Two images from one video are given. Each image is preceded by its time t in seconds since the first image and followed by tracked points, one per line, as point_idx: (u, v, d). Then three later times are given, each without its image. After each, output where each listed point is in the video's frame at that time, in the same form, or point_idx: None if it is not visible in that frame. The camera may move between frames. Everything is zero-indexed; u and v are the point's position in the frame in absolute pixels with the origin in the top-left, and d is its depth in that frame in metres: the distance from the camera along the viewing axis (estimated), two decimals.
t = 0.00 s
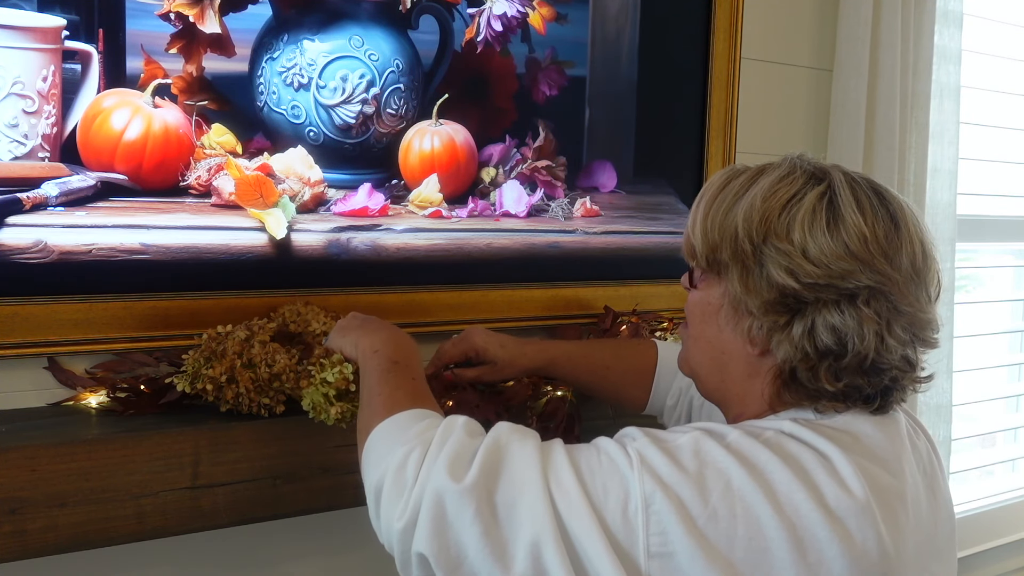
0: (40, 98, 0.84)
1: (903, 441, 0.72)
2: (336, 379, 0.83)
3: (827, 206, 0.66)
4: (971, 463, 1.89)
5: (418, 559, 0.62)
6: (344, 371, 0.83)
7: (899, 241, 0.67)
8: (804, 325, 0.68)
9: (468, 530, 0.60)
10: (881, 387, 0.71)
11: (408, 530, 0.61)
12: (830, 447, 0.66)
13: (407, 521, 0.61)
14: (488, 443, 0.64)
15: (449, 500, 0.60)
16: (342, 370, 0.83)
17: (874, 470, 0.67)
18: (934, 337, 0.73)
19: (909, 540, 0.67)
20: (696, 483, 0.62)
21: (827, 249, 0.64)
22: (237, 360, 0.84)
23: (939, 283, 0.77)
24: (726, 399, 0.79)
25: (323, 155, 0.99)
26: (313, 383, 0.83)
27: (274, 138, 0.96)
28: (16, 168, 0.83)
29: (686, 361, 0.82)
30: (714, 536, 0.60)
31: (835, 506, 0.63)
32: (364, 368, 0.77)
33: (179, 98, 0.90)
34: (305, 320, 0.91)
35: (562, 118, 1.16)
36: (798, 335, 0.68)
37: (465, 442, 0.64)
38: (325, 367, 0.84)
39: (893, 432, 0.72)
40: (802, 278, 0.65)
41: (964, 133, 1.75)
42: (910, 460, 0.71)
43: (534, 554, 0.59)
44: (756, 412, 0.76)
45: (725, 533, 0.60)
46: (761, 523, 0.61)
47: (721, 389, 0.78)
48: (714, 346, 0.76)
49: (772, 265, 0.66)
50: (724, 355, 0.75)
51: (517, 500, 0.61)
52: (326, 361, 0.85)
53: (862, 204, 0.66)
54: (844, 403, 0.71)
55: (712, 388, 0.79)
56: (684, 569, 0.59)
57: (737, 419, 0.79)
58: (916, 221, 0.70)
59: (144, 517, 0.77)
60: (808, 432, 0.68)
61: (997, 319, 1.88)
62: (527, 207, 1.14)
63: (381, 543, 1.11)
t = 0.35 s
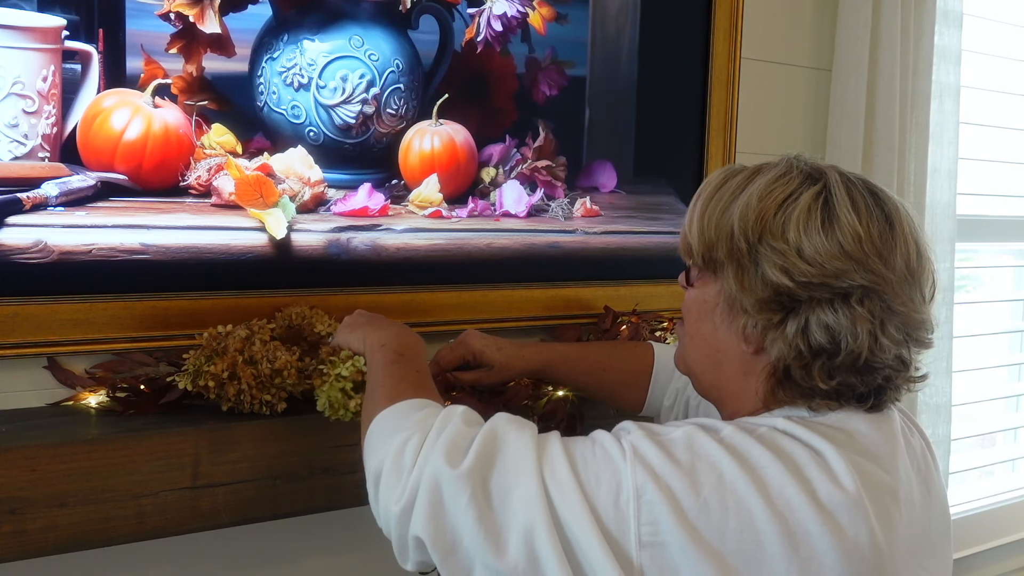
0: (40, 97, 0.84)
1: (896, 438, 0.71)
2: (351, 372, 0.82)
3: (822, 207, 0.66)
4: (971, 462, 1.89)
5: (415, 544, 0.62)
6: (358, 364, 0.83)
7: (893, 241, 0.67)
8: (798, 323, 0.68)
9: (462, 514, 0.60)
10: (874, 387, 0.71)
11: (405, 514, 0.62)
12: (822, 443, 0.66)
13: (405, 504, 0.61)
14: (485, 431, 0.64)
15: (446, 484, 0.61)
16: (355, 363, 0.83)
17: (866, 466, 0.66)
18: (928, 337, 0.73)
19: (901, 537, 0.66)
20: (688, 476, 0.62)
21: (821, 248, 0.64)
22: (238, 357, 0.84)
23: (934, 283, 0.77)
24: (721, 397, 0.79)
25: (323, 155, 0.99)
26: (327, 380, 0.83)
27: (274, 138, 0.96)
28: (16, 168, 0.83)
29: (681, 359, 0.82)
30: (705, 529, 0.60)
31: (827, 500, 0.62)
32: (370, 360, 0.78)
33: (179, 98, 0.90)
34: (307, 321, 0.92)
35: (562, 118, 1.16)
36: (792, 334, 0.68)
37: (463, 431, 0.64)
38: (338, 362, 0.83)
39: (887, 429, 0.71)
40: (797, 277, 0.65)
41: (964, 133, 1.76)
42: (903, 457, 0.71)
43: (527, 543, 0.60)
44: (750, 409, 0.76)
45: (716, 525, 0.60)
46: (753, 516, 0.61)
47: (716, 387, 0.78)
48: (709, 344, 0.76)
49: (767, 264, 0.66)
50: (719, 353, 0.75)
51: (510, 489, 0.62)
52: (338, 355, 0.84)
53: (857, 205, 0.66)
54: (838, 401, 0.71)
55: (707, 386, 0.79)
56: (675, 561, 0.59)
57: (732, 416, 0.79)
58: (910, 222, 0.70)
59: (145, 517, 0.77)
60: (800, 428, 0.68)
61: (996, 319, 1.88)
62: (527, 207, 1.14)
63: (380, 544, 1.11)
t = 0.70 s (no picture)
0: (40, 97, 0.84)
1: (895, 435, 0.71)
2: (348, 364, 0.82)
3: (821, 206, 0.66)
4: (971, 462, 1.89)
5: (417, 532, 0.63)
6: (355, 356, 0.83)
7: (892, 240, 0.67)
8: (797, 321, 0.68)
9: (463, 502, 0.60)
10: (872, 385, 0.71)
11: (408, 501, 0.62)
12: (821, 439, 0.66)
13: (408, 491, 0.62)
14: (489, 421, 0.65)
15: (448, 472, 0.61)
16: (354, 355, 0.83)
17: (865, 463, 0.66)
18: (926, 336, 0.73)
19: (899, 535, 0.66)
20: (688, 471, 0.62)
21: (820, 246, 0.64)
22: (237, 359, 0.84)
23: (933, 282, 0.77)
24: (720, 395, 0.79)
25: (323, 155, 0.99)
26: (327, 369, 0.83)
27: (274, 138, 0.96)
28: (16, 168, 0.83)
29: (681, 357, 0.82)
30: (705, 523, 0.60)
31: (827, 496, 0.62)
32: (374, 355, 0.78)
33: (179, 98, 0.90)
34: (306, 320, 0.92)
35: (562, 118, 1.16)
36: (791, 331, 0.68)
37: (467, 420, 0.65)
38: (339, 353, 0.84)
39: (886, 427, 0.71)
40: (796, 275, 0.65)
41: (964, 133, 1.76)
42: (901, 455, 0.71)
43: (529, 534, 0.60)
44: (749, 407, 0.76)
45: (716, 520, 0.60)
46: (752, 510, 0.61)
47: (715, 385, 0.78)
48: (709, 343, 0.76)
49: (766, 262, 0.66)
50: (719, 351, 0.75)
51: (512, 481, 0.62)
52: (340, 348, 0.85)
53: (856, 204, 0.66)
54: (836, 398, 0.71)
55: (706, 383, 0.79)
56: (674, 555, 0.60)
57: (731, 414, 0.79)
58: (909, 222, 0.70)
59: (145, 517, 0.77)
60: (799, 425, 0.68)
61: (996, 318, 1.88)
62: (527, 207, 1.14)
63: (380, 544, 1.11)
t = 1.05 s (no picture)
0: (40, 97, 0.83)
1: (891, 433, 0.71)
2: (353, 377, 0.84)
3: (818, 206, 0.66)
4: (971, 462, 1.89)
5: (417, 525, 0.63)
6: (359, 370, 0.85)
7: (889, 239, 0.67)
8: (796, 319, 0.68)
9: (460, 496, 0.61)
10: (870, 384, 0.71)
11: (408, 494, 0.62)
12: (815, 437, 0.66)
13: (406, 485, 0.62)
14: (485, 418, 0.65)
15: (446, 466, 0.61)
16: (358, 369, 0.85)
17: (858, 459, 0.66)
18: (924, 335, 0.73)
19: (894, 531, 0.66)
20: (679, 469, 0.62)
21: (818, 246, 0.64)
22: (237, 355, 0.84)
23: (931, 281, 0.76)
24: (718, 394, 0.79)
25: (323, 155, 0.99)
26: (330, 381, 0.85)
27: (274, 138, 0.96)
28: (16, 168, 0.83)
29: (679, 357, 0.82)
30: (696, 521, 0.60)
31: (820, 494, 0.62)
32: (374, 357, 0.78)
33: (179, 98, 0.90)
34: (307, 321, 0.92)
35: (562, 118, 1.16)
36: (789, 330, 0.68)
37: (464, 416, 0.65)
38: (342, 366, 0.86)
39: (882, 425, 0.71)
40: (794, 274, 0.65)
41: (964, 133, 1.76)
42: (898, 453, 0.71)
43: (523, 529, 0.60)
44: (747, 406, 0.76)
45: (708, 517, 0.60)
46: (744, 507, 0.60)
47: (713, 383, 0.78)
48: (707, 342, 0.76)
49: (764, 261, 0.66)
50: (718, 350, 0.75)
51: (506, 476, 0.62)
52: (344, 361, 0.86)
53: (853, 204, 0.66)
54: (834, 397, 0.71)
55: (704, 383, 0.79)
56: (666, 552, 0.60)
57: (729, 413, 0.79)
58: (907, 221, 0.70)
59: (145, 517, 0.77)
60: (793, 423, 0.68)
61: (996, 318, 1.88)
62: (527, 207, 1.14)
63: (381, 544, 1.11)
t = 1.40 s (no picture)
0: (40, 98, 0.83)
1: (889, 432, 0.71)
2: (357, 375, 0.85)
3: (819, 206, 0.66)
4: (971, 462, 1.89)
5: (416, 519, 0.63)
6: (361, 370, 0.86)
7: (890, 239, 0.67)
8: (795, 318, 0.68)
9: (459, 491, 0.61)
10: (869, 384, 0.71)
11: (405, 489, 0.62)
12: (813, 435, 0.66)
13: (405, 479, 0.62)
14: (485, 413, 0.65)
15: (444, 461, 0.61)
16: (360, 368, 0.86)
17: (855, 458, 0.66)
18: (923, 335, 0.73)
19: (891, 530, 0.66)
20: (677, 466, 0.62)
21: (819, 245, 0.64)
22: (238, 352, 0.84)
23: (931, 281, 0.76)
24: (717, 392, 0.79)
25: (323, 155, 0.99)
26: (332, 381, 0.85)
27: (274, 138, 0.96)
28: (16, 168, 0.83)
29: (678, 356, 0.82)
30: (693, 518, 0.60)
31: (817, 492, 0.62)
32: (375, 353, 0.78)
33: (179, 98, 0.90)
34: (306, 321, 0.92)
35: (562, 118, 1.16)
36: (789, 329, 0.68)
37: (464, 412, 0.65)
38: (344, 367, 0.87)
39: (879, 424, 0.71)
40: (794, 273, 0.65)
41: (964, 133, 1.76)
42: (895, 452, 0.71)
43: (521, 525, 0.61)
44: (745, 405, 0.76)
45: (705, 515, 0.60)
46: (741, 505, 0.60)
47: (712, 382, 0.78)
48: (707, 341, 0.76)
49: (765, 260, 0.66)
50: (717, 349, 0.75)
51: (504, 473, 0.62)
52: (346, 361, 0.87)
53: (855, 204, 0.66)
54: (833, 396, 0.71)
55: (703, 381, 0.79)
56: (663, 549, 0.60)
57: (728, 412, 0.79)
58: (907, 221, 0.70)
59: (145, 517, 0.77)
60: (791, 421, 0.68)
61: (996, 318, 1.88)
62: (527, 207, 1.14)
63: (381, 544, 1.11)
